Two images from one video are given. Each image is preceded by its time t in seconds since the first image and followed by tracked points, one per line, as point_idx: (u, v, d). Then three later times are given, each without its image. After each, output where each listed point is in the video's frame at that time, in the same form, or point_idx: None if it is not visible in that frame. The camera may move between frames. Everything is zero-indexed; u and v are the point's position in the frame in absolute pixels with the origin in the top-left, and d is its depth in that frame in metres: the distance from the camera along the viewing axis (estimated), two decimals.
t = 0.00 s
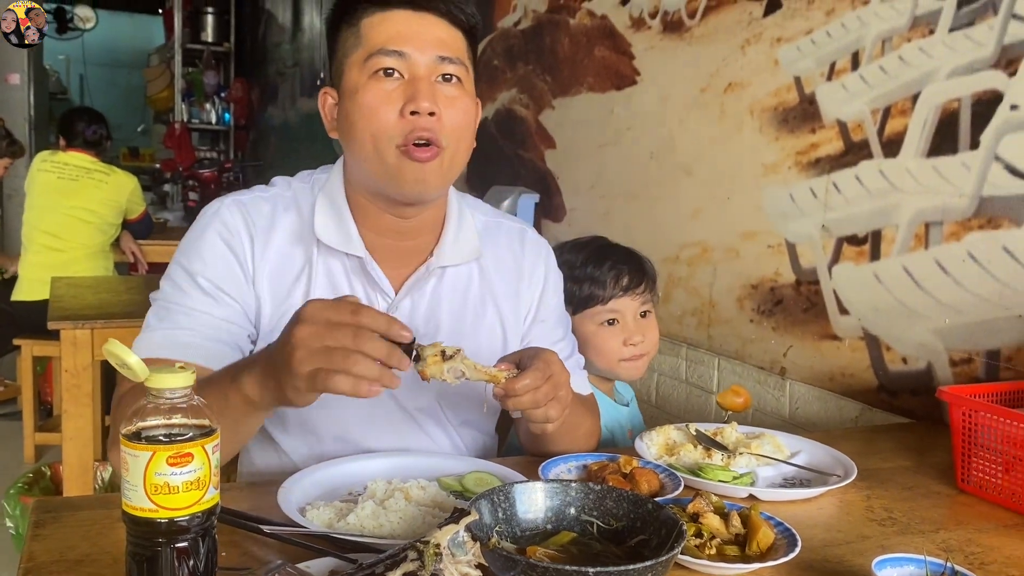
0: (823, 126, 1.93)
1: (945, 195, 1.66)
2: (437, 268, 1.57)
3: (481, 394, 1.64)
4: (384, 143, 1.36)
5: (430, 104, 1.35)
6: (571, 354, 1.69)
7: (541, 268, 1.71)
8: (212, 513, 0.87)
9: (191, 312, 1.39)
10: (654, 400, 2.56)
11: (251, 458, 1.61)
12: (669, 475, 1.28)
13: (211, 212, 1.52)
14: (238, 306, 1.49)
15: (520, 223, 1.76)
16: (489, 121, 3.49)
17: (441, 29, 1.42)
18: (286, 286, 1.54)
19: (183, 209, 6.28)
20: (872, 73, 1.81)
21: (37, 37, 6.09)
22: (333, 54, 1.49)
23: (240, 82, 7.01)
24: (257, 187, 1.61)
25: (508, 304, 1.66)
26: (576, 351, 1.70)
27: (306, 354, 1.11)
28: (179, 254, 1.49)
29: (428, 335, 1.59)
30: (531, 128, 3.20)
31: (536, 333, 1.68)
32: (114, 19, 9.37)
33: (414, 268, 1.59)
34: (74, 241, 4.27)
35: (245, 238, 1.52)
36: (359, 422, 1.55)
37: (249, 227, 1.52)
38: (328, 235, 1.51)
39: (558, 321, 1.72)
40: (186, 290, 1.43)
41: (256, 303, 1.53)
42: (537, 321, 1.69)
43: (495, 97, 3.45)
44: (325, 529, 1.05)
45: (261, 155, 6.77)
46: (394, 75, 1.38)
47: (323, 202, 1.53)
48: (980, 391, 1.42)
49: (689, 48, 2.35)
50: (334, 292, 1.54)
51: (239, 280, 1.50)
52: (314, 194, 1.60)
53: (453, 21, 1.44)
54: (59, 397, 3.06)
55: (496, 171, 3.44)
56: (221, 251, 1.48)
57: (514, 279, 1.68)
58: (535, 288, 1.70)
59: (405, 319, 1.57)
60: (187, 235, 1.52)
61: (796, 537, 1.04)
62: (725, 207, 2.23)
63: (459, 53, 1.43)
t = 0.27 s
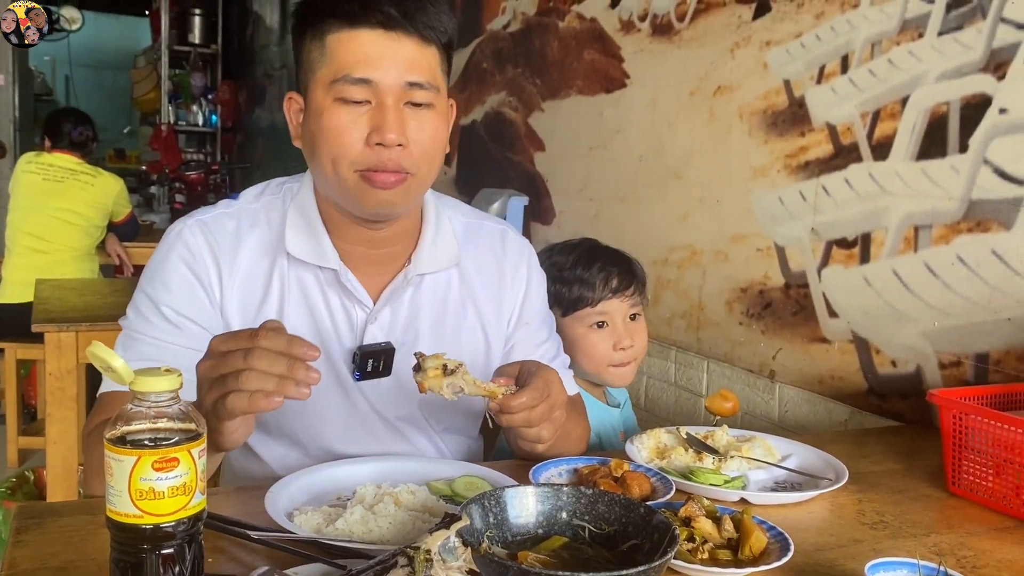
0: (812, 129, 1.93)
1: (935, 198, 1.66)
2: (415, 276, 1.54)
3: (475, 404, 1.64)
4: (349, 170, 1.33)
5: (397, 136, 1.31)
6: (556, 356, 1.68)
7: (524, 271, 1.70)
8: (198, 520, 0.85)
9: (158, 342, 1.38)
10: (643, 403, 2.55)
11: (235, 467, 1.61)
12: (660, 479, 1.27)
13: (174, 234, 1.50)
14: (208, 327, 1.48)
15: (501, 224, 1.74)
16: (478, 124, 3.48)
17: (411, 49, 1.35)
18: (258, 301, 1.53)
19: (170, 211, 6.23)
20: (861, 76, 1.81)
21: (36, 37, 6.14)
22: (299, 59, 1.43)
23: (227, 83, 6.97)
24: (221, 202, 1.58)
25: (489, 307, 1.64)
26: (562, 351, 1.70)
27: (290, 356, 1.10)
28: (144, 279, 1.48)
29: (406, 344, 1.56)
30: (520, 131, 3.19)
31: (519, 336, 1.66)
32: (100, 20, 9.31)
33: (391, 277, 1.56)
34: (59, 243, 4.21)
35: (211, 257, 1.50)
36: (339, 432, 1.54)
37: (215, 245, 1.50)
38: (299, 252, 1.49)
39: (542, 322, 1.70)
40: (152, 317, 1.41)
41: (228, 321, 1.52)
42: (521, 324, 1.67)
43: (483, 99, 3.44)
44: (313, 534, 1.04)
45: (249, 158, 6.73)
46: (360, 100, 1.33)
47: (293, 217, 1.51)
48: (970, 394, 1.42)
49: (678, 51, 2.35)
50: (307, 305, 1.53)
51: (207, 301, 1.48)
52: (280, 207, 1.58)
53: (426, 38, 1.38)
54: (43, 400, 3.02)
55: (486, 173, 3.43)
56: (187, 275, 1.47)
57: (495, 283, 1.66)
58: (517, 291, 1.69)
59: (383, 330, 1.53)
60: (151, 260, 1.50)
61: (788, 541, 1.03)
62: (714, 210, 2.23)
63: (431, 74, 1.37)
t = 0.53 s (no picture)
0: (792, 133, 1.93)
1: (915, 202, 1.66)
2: (387, 283, 1.51)
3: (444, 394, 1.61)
4: (321, 188, 1.30)
5: (370, 156, 1.27)
6: (534, 358, 1.65)
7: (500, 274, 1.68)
8: (163, 529, 0.82)
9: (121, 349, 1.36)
10: (623, 406, 2.54)
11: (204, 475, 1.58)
12: (639, 484, 1.26)
13: (140, 236, 1.47)
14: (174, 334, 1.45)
15: (477, 227, 1.72)
16: (458, 126, 3.46)
17: (383, 64, 1.29)
18: (227, 307, 1.49)
19: (148, 212, 6.15)
20: (842, 79, 1.81)
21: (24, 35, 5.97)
22: (265, 69, 1.37)
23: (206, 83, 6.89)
24: (188, 205, 1.55)
25: (464, 312, 1.63)
26: (540, 354, 1.68)
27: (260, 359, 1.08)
28: (111, 282, 1.45)
29: (380, 352, 1.52)
30: (501, 132, 3.18)
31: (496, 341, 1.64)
32: (78, 19, 9.19)
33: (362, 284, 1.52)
34: (34, 244, 4.11)
35: (178, 261, 1.47)
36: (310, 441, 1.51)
37: (182, 249, 1.47)
38: (268, 256, 1.46)
39: (519, 325, 1.67)
40: (116, 323, 1.39)
41: (195, 327, 1.48)
42: (498, 328, 1.65)
43: (464, 101, 3.41)
44: (284, 543, 1.01)
45: (228, 159, 6.67)
46: (329, 118, 1.27)
47: (263, 220, 1.49)
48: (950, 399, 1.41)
49: (659, 54, 2.34)
50: (276, 312, 1.49)
51: (174, 306, 1.46)
52: (249, 210, 1.55)
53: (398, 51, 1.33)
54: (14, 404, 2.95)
55: (467, 175, 3.40)
56: (154, 280, 1.44)
57: (470, 288, 1.64)
58: (493, 295, 1.67)
59: (354, 339, 1.48)
60: (117, 263, 1.47)
61: (768, 548, 1.02)
62: (695, 214, 2.23)
63: (403, 88, 1.31)
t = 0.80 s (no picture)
0: (760, 131, 1.94)
1: (880, 200, 1.67)
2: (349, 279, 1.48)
3: (398, 350, 1.55)
4: (279, 181, 1.27)
5: (329, 146, 1.24)
6: (503, 354, 1.65)
7: (465, 268, 1.66)
8: (110, 528, 0.79)
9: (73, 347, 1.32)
10: (592, 405, 2.53)
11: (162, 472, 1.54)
12: (603, 480, 1.25)
13: (95, 230, 1.43)
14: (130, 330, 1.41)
15: (442, 220, 1.70)
16: (428, 122, 3.44)
17: (342, 52, 1.28)
18: (185, 303, 1.46)
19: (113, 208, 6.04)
20: (808, 78, 1.82)
21: None
22: (214, 62, 1.33)
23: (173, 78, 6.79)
24: (146, 198, 1.51)
25: (428, 308, 1.61)
26: (508, 349, 1.66)
27: (218, 355, 1.04)
28: (64, 279, 1.41)
29: (342, 349, 1.50)
30: (471, 129, 3.16)
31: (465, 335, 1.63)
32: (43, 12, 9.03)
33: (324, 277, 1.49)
34: None
35: (134, 256, 1.43)
36: (270, 440, 1.47)
37: (138, 244, 1.44)
38: (227, 250, 1.43)
39: (486, 320, 1.66)
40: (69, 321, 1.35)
41: (152, 324, 1.45)
42: (465, 323, 1.64)
43: (434, 97, 3.39)
44: (239, 543, 0.98)
45: (196, 154, 6.57)
46: (287, 108, 1.25)
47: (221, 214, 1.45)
48: (913, 396, 1.42)
49: (629, 51, 2.34)
50: (235, 308, 1.46)
51: (130, 302, 1.42)
52: (208, 203, 1.51)
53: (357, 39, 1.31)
54: None
55: (437, 172, 3.38)
56: (107, 276, 1.40)
57: (435, 283, 1.62)
58: (459, 290, 1.65)
59: (315, 335, 1.47)
60: (72, 258, 1.44)
61: (731, 545, 1.01)
62: (663, 212, 2.23)
63: (360, 76, 1.30)
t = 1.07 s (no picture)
0: (751, 128, 1.94)
1: (871, 198, 1.68)
2: (335, 273, 1.46)
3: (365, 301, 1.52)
4: (280, 180, 1.26)
5: (325, 137, 1.24)
6: (493, 345, 1.64)
7: (453, 259, 1.65)
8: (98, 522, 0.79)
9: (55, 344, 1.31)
10: (582, 401, 2.53)
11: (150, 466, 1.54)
12: (592, 477, 1.25)
13: (80, 223, 1.43)
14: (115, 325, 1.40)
15: (428, 211, 1.69)
16: (420, 117, 3.43)
17: (318, 42, 1.26)
18: (170, 298, 1.44)
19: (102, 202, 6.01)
20: (800, 75, 1.82)
21: None
22: (189, 71, 1.32)
23: (163, 72, 6.75)
24: (132, 191, 1.51)
25: (415, 298, 1.61)
26: (498, 340, 1.66)
27: (213, 348, 1.03)
28: (49, 274, 1.41)
29: (331, 344, 1.49)
30: (462, 125, 3.15)
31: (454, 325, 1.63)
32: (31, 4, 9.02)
33: (311, 271, 1.48)
34: None
35: (119, 251, 1.42)
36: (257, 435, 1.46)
37: (123, 238, 1.43)
38: (211, 246, 1.42)
39: (475, 311, 1.65)
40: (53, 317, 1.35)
41: (137, 319, 1.44)
42: (452, 312, 1.64)
43: (425, 93, 3.38)
44: (227, 537, 0.98)
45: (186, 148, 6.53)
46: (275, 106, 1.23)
47: (207, 208, 1.43)
48: (902, 393, 1.43)
49: (621, 47, 2.34)
50: (222, 305, 1.45)
51: (114, 296, 1.41)
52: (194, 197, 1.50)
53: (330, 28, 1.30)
54: None
55: (428, 168, 3.37)
56: (91, 272, 1.39)
57: (422, 274, 1.62)
58: (446, 280, 1.64)
59: (303, 329, 1.45)
60: (58, 251, 1.43)
61: (720, 541, 1.01)
62: (654, 209, 2.23)
63: (339, 62, 1.29)
